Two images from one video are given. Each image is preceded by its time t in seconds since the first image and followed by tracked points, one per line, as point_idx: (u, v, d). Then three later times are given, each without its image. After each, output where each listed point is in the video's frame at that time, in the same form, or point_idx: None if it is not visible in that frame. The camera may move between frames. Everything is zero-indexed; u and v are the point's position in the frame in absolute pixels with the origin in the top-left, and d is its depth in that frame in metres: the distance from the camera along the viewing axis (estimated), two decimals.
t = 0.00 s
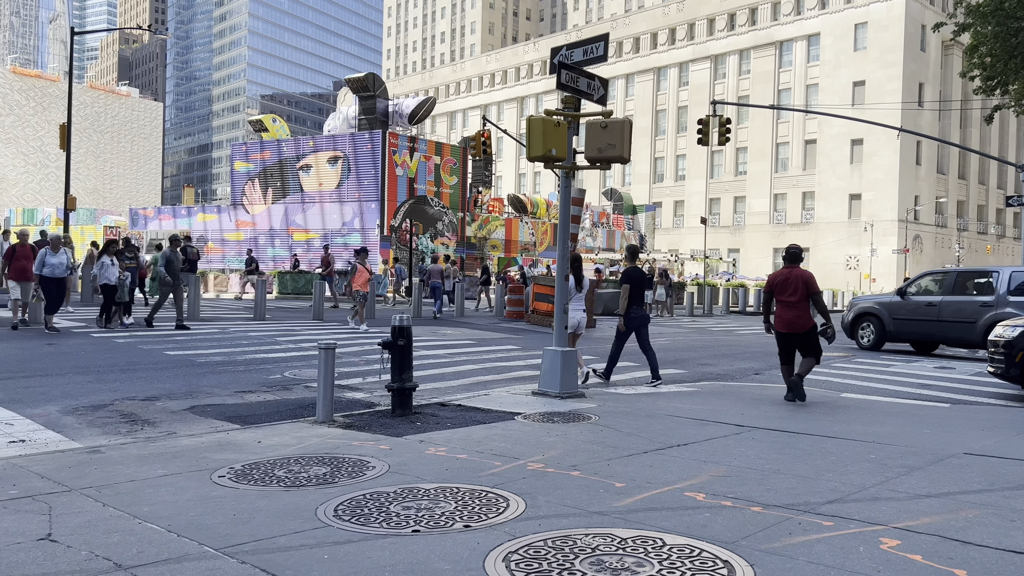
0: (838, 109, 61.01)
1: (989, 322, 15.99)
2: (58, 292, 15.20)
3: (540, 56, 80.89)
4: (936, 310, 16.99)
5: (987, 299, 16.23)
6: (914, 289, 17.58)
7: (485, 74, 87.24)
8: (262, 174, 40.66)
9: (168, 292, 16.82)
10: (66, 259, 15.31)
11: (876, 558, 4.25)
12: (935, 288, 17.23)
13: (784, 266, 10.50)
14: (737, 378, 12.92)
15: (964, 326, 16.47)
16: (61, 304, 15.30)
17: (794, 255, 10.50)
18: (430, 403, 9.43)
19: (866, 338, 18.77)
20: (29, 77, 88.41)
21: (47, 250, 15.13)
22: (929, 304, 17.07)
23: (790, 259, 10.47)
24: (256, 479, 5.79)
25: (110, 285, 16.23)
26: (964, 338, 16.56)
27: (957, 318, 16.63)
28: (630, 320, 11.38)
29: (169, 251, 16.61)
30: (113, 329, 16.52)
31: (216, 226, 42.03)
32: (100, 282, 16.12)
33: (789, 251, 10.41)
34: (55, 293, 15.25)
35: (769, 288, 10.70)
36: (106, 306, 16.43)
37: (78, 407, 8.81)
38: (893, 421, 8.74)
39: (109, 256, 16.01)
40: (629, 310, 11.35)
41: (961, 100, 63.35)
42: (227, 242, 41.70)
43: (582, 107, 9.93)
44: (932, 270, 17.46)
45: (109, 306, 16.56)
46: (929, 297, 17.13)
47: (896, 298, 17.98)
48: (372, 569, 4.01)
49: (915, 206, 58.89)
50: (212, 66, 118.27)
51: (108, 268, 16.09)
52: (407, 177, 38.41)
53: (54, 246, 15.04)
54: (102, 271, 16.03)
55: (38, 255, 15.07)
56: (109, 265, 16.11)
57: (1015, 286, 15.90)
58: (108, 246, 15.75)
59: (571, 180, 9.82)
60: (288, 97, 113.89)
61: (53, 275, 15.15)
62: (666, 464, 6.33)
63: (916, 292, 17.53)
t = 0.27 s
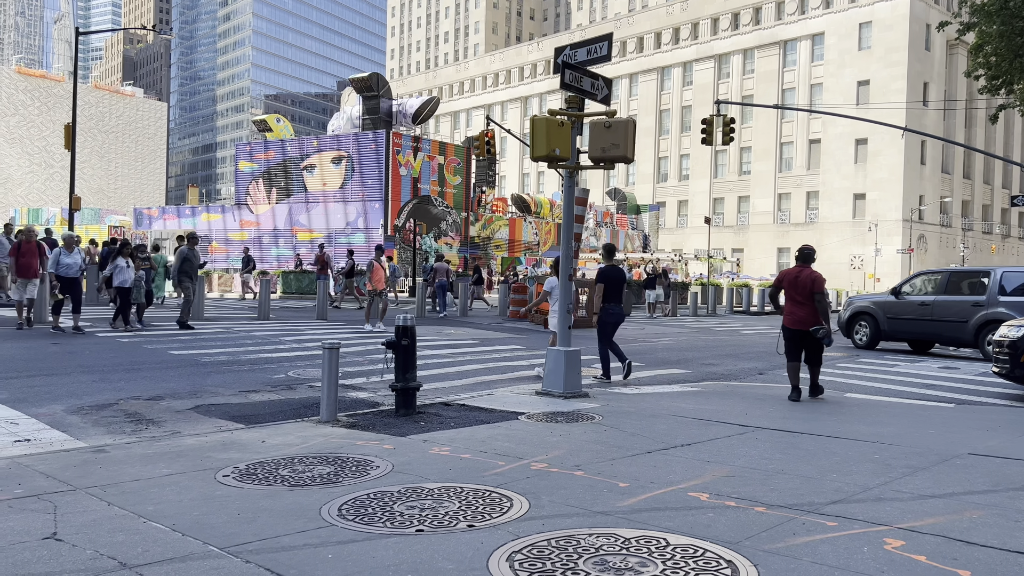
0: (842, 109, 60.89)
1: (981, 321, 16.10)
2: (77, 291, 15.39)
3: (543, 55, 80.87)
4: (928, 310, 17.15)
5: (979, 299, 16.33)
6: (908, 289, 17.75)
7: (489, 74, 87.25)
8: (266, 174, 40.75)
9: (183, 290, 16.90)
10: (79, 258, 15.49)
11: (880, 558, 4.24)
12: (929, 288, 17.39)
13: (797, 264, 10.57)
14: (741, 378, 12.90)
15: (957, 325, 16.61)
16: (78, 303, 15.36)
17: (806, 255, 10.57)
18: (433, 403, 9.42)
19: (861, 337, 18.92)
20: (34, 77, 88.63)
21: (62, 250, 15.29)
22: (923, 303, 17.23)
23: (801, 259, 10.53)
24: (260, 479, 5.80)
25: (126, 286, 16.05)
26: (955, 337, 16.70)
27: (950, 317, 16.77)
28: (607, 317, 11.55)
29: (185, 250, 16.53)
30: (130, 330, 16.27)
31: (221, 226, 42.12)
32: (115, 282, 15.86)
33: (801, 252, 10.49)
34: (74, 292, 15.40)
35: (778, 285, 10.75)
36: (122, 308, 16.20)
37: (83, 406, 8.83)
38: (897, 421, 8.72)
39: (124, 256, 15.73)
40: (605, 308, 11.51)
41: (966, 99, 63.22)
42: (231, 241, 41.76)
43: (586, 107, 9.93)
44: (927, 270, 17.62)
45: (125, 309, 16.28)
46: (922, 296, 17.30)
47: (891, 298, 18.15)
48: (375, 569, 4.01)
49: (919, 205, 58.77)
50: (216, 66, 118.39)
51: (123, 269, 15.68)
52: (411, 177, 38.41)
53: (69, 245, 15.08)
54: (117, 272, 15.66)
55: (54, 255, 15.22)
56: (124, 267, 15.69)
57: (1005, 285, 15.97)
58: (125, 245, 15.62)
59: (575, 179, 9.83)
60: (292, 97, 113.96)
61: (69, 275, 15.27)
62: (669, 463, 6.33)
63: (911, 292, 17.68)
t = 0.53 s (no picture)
0: (846, 109, 60.79)
1: (974, 320, 16.35)
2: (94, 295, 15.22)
3: (547, 55, 80.82)
4: (921, 309, 17.40)
5: (971, 298, 16.58)
6: (902, 288, 17.99)
7: (492, 73, 87.25)
8: (270, 174, 40.79)
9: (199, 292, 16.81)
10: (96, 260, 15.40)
11: (883, 558, 4.24)
12: (921, 288, 17.63)
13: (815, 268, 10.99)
14: (744, 378, 12.90)
15: (950, 324, 16.85)
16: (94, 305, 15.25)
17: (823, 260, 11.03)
18: (437, 403, 9.42)
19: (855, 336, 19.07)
20: (39, 78, 88.83)
21: (78, 252, 15.25)
22: (916, 303, 17.45)
23: (819, 263, 10.93)
24: (264, 479, 5.81)
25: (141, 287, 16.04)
26: (948, 336, 16.94)
27: (942, 316, 17.01)
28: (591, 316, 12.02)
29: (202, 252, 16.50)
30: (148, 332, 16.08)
31: (225, 226, 42.20)
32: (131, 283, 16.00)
33: (819, 256, 10.97)
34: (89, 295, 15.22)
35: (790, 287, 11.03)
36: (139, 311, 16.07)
37: (88, 406, 8.86)
38: (901, 422, 8.71)
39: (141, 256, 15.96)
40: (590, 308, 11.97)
41: (971, 99, 63.12)
42: (235, 241, 41.84)
43: (590, 107, 9.93)
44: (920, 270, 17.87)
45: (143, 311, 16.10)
46: (915, 296, 17.53)
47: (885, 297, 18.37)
48: (378, 568, 4.02)
49: (924, 205, 58.65)
50: (220, 66, 118.55)
51: (139, 268, 16.02)
52: (414, 177, 38.43)
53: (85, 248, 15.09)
54: (134, 272, 15.96)
55: (70, 257, 15.14)
56: (141, 266, 16.07)
57: (996, 285, 16.19)
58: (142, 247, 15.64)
59: (578, 179, 9.83)
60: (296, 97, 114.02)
61: (85, 276, 15.22)
62: (672, 464, 6.33)
63: (905, 291, 17.90)
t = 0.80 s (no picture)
0: (850, 108, 60.68)
1: (964, 319, 16.62)
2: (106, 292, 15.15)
3: (550, 55, 80.87)
4: (914, 308, 17.68)
5: (961, 298, 16.85)
6: (897, 288, 18.25)
7: (496, 73, 87.33)
8: (273, 174, 40.82)
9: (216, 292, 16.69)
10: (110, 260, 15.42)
11: (888, 559, 4.23)
12: (915, 287, 17.90)
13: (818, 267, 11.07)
14: (747, 379, 12.90)
15: (942, 323, 17.10)
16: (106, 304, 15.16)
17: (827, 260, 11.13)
18: (440, 403, 9.41)
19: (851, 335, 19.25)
20: (43, 78, 89.05)
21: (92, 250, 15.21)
22: (909, 302, 17.75)
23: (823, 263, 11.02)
24: (268, 478, 5.82)
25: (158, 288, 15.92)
26: (940, 334, 17.20)
27: (934, 315, 17.30)
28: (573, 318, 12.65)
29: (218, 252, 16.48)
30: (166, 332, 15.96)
31: (228, 226, 42.26)
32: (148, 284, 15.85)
33: (823, 254, 11.02)
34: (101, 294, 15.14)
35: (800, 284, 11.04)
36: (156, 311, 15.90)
37: (92, 405, 8.88)
38: (904, 421, 8.71)
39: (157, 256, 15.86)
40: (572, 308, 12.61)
41: (975, 98, 63.05)
42: (238, 241, 41.86)
43: (593, 106, 9.92)
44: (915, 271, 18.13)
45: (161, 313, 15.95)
46: (909, 295, 17.81)
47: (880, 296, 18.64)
48: (381, 568, 4.02)
49: (927, 205, 58.55)
50: (223, 66, 118.64)
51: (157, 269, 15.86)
52: (417, 177, 38.50)
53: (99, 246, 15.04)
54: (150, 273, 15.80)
55: (84, 255, 15.13)
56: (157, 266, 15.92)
57: (985, 284, 16.45)
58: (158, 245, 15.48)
59: (581, 180, 9.83)
60: (300, 97, 114.04)
61: (99, 276, 15.17)
62: (676, 463, 6.34)
63: (899, 292, 18.19)
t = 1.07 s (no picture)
0: (853, 108, 60.62)
1: (955, 318, 16.79)
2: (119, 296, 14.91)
3: (553, 55, 80.90)
4: (907, 308, 17.85)
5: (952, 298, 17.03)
6: (890, 288, 18.42)
7: (499, 73, 87.38)
8: (276, 174, 40.86)
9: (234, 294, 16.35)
10: (123, 262, 15.10)
11: (891, 561, 4.21)
12: (908, 287, 18.07)
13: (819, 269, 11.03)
14: (750, 378, 12.89)
15: (934, 323, 17.27)
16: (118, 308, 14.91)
17: (828, 261, 11.10)
18: (442, 402, 9.42)
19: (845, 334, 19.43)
20: (47, 78, 89.22)
21: (103, 253, 14.96)
22: (901, 302, 17.94)
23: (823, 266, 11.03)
24: (271, 478, 5.83)
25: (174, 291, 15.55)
26: (932, 334, 17.39)
27: (927, 315, 17.53)
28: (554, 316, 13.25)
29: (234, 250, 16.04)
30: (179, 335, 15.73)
31: (232, 226, 42.34)
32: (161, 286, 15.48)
33: (823, 256, 11.00)
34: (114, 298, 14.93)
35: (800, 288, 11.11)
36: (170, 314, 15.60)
37: (96, 405, 8.90)
38: (907, 421, 8.70)
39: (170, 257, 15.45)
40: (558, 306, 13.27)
41: (979, 98, 62.97)
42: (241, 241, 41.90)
43: (596, 106, 9.91)
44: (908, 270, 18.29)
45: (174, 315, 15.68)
46: (902, 296, 17.98)
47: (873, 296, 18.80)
48: (384, 568, 4.02)
49: (931, 205, 58.46)
50: (226, 66, 118.78)
51: (169, 271, 15.43)
52: (421, 177, 38.49)
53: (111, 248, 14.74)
54: (163, 275, 15.39)
55: (95, 258, 14.85)
56: (171, 268, 15.46)
57: (974, 284, 16.64)
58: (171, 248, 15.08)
59: (584, 179, 9.82)
60: (303, 97, 114.10)
61: (111, 279, 14.87)
62: (678, 463, 6.34)
63: (892, 291, 18.35)
